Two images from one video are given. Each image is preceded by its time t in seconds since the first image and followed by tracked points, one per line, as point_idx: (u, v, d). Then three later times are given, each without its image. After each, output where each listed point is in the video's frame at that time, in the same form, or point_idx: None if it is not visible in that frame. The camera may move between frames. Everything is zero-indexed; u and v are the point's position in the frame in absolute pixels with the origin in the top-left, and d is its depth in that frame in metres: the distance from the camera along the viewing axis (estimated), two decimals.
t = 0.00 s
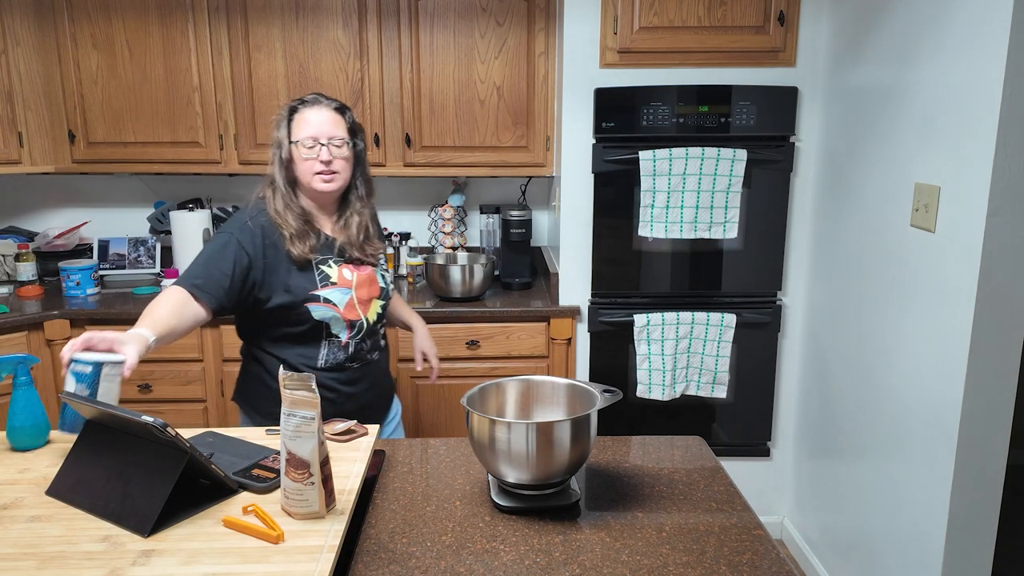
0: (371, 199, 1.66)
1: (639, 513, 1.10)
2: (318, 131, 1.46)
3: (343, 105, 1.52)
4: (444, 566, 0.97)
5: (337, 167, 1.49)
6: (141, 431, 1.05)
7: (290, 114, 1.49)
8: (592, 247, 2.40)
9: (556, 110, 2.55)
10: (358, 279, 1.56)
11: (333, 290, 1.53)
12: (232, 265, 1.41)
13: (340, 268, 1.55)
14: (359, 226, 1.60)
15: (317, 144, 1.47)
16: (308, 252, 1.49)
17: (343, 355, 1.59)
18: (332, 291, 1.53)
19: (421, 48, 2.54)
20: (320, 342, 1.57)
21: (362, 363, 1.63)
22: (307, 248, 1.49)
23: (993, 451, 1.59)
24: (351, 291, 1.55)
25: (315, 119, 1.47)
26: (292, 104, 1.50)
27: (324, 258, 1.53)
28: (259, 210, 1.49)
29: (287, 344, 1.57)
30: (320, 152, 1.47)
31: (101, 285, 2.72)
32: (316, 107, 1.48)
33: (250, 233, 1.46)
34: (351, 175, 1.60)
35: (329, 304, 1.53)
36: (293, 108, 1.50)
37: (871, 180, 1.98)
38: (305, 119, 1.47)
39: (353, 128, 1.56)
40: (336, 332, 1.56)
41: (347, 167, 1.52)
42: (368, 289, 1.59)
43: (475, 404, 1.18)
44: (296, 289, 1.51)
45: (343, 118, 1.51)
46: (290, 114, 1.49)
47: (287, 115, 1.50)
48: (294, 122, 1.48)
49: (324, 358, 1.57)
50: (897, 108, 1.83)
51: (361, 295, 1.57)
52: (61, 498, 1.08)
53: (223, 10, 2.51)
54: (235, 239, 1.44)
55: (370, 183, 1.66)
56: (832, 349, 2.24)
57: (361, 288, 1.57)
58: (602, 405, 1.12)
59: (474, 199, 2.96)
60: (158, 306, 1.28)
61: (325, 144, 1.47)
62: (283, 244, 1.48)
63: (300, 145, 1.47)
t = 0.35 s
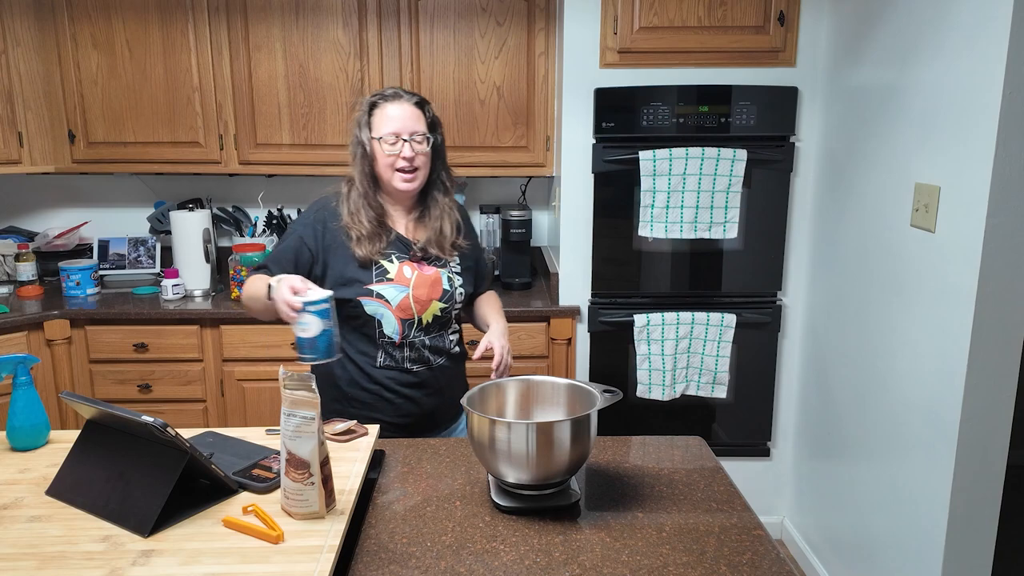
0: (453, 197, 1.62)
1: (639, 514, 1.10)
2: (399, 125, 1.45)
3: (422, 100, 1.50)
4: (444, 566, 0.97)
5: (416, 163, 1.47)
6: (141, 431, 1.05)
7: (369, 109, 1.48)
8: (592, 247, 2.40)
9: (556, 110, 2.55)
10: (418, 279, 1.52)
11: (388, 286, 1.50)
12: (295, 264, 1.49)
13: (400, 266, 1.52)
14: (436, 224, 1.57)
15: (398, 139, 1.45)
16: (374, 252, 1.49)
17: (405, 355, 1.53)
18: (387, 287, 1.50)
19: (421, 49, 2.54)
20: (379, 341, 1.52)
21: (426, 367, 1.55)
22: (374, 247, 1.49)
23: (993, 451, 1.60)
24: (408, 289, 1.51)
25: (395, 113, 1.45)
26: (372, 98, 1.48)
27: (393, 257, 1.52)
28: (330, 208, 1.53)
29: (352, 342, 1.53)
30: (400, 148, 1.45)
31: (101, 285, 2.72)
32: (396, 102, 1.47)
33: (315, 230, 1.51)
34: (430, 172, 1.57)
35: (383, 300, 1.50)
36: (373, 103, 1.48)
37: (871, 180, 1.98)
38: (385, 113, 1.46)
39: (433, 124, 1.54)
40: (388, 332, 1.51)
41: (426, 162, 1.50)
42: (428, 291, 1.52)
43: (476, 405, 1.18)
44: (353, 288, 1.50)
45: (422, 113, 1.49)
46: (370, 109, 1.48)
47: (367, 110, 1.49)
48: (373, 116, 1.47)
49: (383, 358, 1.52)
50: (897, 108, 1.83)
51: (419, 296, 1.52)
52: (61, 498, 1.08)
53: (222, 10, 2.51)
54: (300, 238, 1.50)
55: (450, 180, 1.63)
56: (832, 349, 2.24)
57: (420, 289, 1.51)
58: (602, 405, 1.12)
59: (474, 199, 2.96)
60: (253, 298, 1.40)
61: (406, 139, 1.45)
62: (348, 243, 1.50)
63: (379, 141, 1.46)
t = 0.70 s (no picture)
0: (487, 202, 1.60)
1: (639, 513, 1.10)
2: (433, 124, 1.43)
3: (456, 100, 1.49)
4: (444, 566, 0.97)
5: (450, 163, 1.46)
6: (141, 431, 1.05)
7: (402, 109, 1.47)
8: (592, 247, 2.40)
9: (556, 110, 2.55)
10: (448, 290, 1.48)
11: (416, 295, 1.47)
12: (345, 277, 1.47)
13: (430, 274, 1.49)
14: (469, 230, 1.55)
15: (432, 138, 1.43)
16: (406, 256, 1.47)
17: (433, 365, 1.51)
18: (416, 296, 1.47)
19: (421, 49, 2.54)
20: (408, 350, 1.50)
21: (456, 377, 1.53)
22: (406, 252, 1.47)
23: (993, 450, 1.60)
24: (437, 299, 1.48)
25: (429, 112, 1.44)
26: (405, 98, 1.47)
27: (426, 263, 1.49)
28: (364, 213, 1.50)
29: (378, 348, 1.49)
30: (434, 148, 1.43)
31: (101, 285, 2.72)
32: (429, 101, 1.45)
33: (360, 239, 1.48)
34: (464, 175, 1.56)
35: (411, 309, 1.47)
36: (406, 104, 1.47)
37: (871, 180, 1.98)
38: (418, 112, 1.44)
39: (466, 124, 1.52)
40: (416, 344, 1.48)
41: (460, 163, 1.49)
42: (458, 303, 1.49)
43: (476, 405, 1.18)
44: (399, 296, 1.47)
45: (456, 112, 1.47)
46: (403, 110, 1.47)
47: (400, 111, 1.47)
48: (406, 116, 1.46)
49: (413, 368, 1.51)
50: (897, 109, 1.83)
51: (448, 307, 1.48)
52: (61, 498, 1.08)
53: (222, 9, 2.51)
54: (346, 249, 1.47)
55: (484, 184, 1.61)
56: (832, 349, 2.24)
57: (449, 299, 1.48)
58: (602, 404, 1.12)
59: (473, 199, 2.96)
60: (328, 322, 1.43)
61: (439, 139, 1.44)
62: (382, 248, 1.47)
63: (413, 141, 1.45)
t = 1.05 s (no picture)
0: (508, 206, 1.59)
1: (639, 513, 1.10)
2: (463, 137, 1.38)
3: (486, 105, 1.43)
4: (444, 566, 0.97)
5: (478, 176, 1.42)
6: (141, 431, 1.05)
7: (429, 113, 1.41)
8: (592, 247, 2.40)
9: (556, 110, 2.55)
10: (472, 294, 1.47)
11: (441, 299, 1.45)
12: (366, 276, 1.43)
13: (454, 278, 1.47)
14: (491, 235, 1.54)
15: (459, 151, 1.39)
16: (428, 260, 1.45)
17: (449, 375, 1.51)
18: (440, 299, 1.45)
19: (421, 49, 2.54)
20: (425, 357, 1.50)
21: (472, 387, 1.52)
22: (429, 257, 1.45)
23: (993, 450, 1.60)
24: (461, 303, 1.47)
25: (459, 123, 1.38)
26: (433, 103, 1.41)
27: (449, 266, 1.48)
28: (384, 211, 1.48)
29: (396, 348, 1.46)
30: (461, 161, 1.39)
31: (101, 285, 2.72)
32: (459, 108, 1.39)
33: (381, 238, 1.45)
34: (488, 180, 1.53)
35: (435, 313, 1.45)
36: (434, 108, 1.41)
37: (871, 179, 1.98)
38: (447, 122, 1.39)
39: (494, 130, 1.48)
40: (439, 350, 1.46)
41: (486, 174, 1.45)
42: (481, 308, 1.49)
43: (476, 405, 1.18)
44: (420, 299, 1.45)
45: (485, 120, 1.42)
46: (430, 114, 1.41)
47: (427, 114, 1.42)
48: (433, 122, 1.41)
49: (430, 377, 1.51)
50: (897, 109, 1.83)
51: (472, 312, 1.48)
52: (61, 498, 1.08)
53: (223, 9, 2.51)
54: (368, 248, 1.44)
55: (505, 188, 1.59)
56: (832, 349, 2.24)
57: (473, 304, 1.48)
58: (602, 404, 1.12)
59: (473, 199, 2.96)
60: (351, 321, 1.37)
61: (468, 151, 1.39)
62: (403, 250, 1.45)
63: (440, 151, 1.40)
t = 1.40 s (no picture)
0: (550, 208, 1.51)
1: (639, 513, 1.10)
2: (500, 156, 1.30)
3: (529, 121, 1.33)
4: (444, 566, 0.97)
5: (514, 193, 1.34)
6: (141, 431, 1.05)
7: (467, 123, 1.33)
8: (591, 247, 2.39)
9: (556, 110, 2.55)
10: (500, 294, 1.43)
11: (467, 298, 1.42)
12: (397, 273, 1.42)
13: (482, 279, 1.44)
14: (528, 240, 1.47)
15: (495, 170, 1.31)
16: (458, 267, 1.42)
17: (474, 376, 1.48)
18: (466, 298, 1.42)
19: (421, 49, 2.54)
20: (450, 356, 1.48)
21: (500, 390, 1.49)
22: (458, 262, 1.42)
23: (992, 450, 1.60)
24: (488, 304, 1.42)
25: (497, 141, 1.29)
26: (471, 113, 1.33)
27: (479, 270, 1.44)
28: (419, 213, 1.45)
29: (424, 344, 1.43)
30: (495, 179, 1.32)
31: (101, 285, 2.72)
32: (499, 123, 1.30)
33: (415, 237, 1.43)
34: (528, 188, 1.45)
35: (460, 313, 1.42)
36: (472, 118, 1.33)
37: (870, 179, 1.98)
38: (484, 138, 1.30)
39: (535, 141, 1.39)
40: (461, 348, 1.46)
41: (524, 190, 1.37)
42: (509, 309, 1.43)
43: (476, 405, 1.18)
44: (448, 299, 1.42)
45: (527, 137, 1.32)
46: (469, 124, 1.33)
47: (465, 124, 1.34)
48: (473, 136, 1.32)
49: (453, 377, 1.49)
50: (897, 109, 1.83)
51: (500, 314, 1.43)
52: (61, 498, 1.08)
53: (223, 9, 2.51)
54: (401, 244, 1.42)
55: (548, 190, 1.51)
56: (831, 348, 2.24)
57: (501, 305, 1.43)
58: (602, 404, 1.12)
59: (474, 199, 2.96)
60: (381, 318, 1.35)
61: (504, 170, 1.31)
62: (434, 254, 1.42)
63: (476, 167, 1.33)
